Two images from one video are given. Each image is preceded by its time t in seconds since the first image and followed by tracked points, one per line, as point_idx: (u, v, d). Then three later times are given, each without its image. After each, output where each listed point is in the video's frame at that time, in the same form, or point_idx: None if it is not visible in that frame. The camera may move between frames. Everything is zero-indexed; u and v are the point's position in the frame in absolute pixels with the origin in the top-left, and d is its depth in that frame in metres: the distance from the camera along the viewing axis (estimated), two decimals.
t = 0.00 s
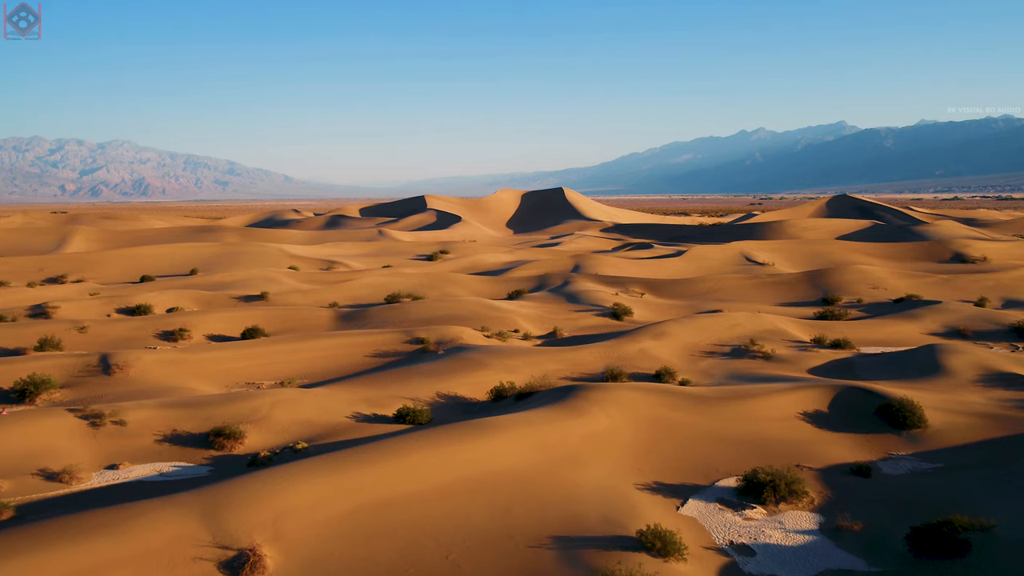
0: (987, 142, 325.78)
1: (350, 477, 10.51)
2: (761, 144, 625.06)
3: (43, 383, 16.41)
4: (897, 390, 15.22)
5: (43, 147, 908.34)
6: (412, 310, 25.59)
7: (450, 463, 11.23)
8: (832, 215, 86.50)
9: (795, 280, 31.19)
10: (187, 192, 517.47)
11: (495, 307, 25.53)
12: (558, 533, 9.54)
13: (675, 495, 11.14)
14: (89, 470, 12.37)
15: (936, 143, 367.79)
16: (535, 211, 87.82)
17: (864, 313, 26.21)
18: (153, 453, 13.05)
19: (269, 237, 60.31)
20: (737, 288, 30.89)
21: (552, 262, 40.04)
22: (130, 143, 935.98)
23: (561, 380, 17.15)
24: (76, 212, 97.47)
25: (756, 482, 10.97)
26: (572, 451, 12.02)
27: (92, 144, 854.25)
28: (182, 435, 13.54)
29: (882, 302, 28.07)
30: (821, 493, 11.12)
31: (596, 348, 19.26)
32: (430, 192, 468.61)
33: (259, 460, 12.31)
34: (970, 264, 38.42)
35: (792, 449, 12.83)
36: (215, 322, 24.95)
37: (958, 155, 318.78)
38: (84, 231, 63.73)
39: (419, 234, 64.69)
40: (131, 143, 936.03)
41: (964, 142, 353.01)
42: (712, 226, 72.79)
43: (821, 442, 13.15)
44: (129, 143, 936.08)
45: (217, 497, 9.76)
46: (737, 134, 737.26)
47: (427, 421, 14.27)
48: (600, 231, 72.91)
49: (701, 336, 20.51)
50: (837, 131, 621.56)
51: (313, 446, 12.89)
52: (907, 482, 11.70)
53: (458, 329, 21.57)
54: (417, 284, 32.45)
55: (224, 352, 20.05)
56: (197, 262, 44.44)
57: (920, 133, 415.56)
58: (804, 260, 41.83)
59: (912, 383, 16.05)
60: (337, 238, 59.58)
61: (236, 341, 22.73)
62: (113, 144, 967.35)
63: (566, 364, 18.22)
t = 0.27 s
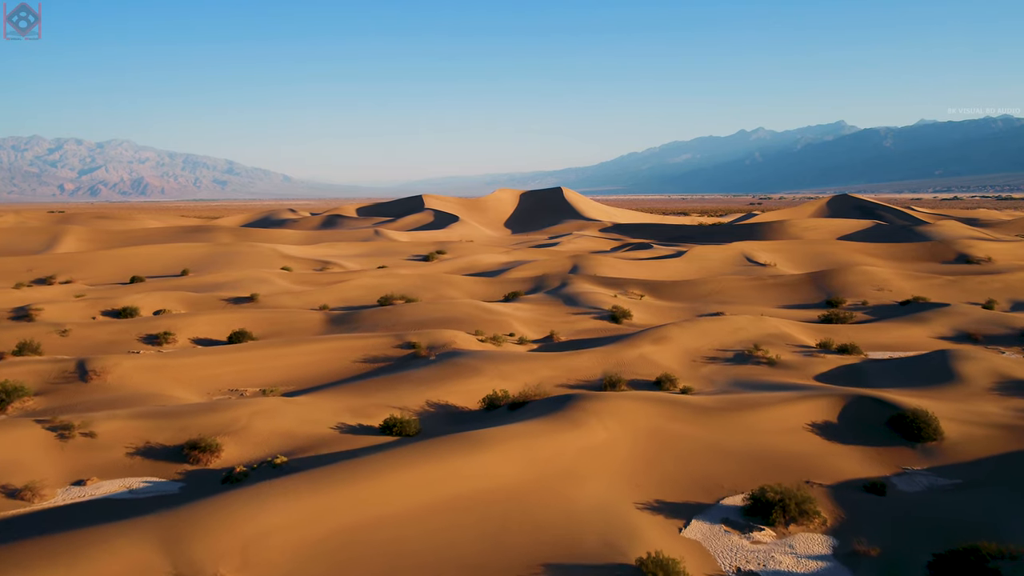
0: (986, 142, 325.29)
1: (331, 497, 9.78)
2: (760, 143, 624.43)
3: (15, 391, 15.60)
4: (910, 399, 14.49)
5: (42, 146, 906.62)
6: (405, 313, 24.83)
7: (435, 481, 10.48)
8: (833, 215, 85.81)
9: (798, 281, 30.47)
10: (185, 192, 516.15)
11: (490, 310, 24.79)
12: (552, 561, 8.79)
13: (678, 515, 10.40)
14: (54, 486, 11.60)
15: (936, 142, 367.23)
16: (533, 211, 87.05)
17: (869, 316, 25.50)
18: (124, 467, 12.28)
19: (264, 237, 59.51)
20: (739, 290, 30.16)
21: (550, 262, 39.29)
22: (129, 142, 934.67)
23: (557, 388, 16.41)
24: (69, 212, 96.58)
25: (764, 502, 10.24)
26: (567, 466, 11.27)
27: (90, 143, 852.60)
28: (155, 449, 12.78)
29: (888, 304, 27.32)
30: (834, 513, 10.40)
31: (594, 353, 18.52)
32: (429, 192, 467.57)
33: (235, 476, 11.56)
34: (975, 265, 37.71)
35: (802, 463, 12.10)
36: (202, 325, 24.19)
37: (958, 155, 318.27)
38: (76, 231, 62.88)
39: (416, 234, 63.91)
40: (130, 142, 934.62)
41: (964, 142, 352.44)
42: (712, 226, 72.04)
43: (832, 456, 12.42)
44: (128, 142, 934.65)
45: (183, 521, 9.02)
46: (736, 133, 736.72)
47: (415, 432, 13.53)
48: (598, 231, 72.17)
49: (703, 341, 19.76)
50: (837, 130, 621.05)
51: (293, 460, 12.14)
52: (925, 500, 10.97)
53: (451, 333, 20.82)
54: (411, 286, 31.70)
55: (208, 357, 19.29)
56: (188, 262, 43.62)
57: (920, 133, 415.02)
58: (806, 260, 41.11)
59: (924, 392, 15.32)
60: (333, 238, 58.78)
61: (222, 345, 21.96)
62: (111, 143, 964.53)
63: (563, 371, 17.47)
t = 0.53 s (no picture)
0: (986, 142, 324.86)
1: (310, 521, 9.09)
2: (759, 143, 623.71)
3: None
4: (925, 410, 13.74)
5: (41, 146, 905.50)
6: (397, 316, 24.07)
7: (420, 503, 9.72)
8: (834, 215, 85.14)
9: (802, 283, 29.74)
10: (184, 191, 515.03)
11: (485, 313, 24.04)
12: None
13: (681, 538, 9.66)
14: (15, 504, 10.83)
15: (936, 142, 366.60)
16: (532, 211, 86.32)
17: (876, 319, 24.78)
18: (91, 484, 11.51)
19: (258, 237, 58.69)
20: (740, 292, 29.42)
21: (548, 263, 38.53)
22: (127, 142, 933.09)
23: (554, 396, 15.65)
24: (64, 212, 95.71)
25: (773, 525, 9.50)
26: (562, 485, 10.53)
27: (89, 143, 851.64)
28: (126, 463, 12.02)
29: (894, 307, 26.61)
30: (849, 537, 9.67)
31: (592, 359, 17.77)
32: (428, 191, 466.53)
33: (207, 494, 10.80)
34: (981, 266, 37.02)
35: (812, 480, 11.34)
36: (187, 329, 23.42)
37: (957, 154, 317.70)
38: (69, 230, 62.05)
39: (412, 234, 63.14)
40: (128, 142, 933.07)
41: (964, 141, 351.84)
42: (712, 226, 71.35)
43: (844, 472, 11.67)
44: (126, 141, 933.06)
45: (142, 551, 8.29)
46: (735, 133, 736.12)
47: (402, 446, 12.78)
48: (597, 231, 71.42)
49: (705, 346, 19.01)
50: (836, 130, 620.42)
51: (269, 477, 11.39)
52: (946, 521, 10.22)
53: (444, 338, 20.07)
54: (405, 287, 30.93)
55: (190, 363, 18.53)
56: (180, 262, 42.82)
57: (919, 133, 414.46)
58: (809, 261, 40.39)
59: (939, 403, 14.57)
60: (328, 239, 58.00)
61: (207, 350, 21.20)
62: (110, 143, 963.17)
63: (559, 378, 16.72)
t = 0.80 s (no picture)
0: (986, 142, 324.50)
1: (281, 550, 8.34)
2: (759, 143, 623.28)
3: None
4: (941, 422, 13.00)
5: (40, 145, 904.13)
6: (389, 319, 23.31)
7: (402, 528, 8.97)
8: (834, 215, 84.52)
9: (805, 286, 29.02)
10: (183, 191, 513.91)
11: (480, 316, 23.30)
12: None
13: (686, 566, 8.92)
14: None
15: (936, 142, 366.10)
16: (530, 211, 85.59)
17: (882, 323, 24.06)
18: (53, 502, 10.72)
19: (253, 237, 57.93)
20: (742, 295, 28.70)
21: (545, 264, 37.79)
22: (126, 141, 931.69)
23: (549, 406, 14.91)
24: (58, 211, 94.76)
25: (785, 552, 8.75)
26: (556, 507, 9.79)
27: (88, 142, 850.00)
28: (91, 480, 11.23)
29: (901, 310, 25.92)
30: (867, 566, 8.92)
31: (590, 366, 17.02)
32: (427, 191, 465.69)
33: (176, 515, 10.04)
34: (986, 267, 36.36)
35: (825, 499, 10.61)
36: (172, 333, 22.65)
37: (957, 155, 317.28)
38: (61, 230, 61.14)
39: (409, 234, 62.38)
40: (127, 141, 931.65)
41: (964, 141, 351.38)
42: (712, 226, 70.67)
43: (858, 490, 10.94)
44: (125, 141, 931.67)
45: None
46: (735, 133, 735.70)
47: (387, 460, 12.03)
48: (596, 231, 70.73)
49: (707, 352, 18.28)
50: (836, 130, 620.08)
51: (244, 496, 10.65)
52: (970, 546, 9.48)
53: (437, 342, 19.33)
54: (399, 289, 30.17)
55: (171, 370, 17.76)
56: (171, 263, 42.01)
57: (919, 133, 414.03)
58: (811, 262, 39.72)
59: (955, 414, 13.84)
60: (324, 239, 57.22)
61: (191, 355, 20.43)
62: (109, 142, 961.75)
63: (555, 386, 15.99)
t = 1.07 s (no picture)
0: (986, 142, 323.88)
1: None
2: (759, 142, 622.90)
3: None
4: (959, 435, 12.25)
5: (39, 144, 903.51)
6: (381, 323, 22.55)
7: (379, 557, 8.21)
8: (836, 215, 83.78)
9: (810, 287, 28.27)
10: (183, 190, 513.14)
11: (475, 320, 22.55)
12: None
13: None
14: None
15: (936, 142, 365.42)
16: (529, 211, 84.84)
17: (890, 327, 23.31)
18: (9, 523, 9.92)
19: (247, 237, 57.24)
20: (745, 297, 27.95)
21: (543, 265, 37.02)
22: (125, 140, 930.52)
23: (544, 418, 14.16)
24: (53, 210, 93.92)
25: None
26: (549, 532, 9.03)
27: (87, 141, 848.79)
28: (52, 499, 10.45)
29: (908, 313, 25.17)
30: None
31: (587, 373, 16.26)
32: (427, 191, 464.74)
33: (139, 539, 9.28)
34: (993, 269, 35.61)
35: (839, 522, 9.86)
36: (156, 337, 21.90)
37: (957, 154, 316.64)
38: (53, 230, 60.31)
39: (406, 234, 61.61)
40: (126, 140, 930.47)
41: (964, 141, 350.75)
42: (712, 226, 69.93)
43: (874, 511, 10.20)
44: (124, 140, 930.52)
45: None
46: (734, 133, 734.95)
47: (369, 478, 11.29)
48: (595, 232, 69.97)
49: (710, 358, 17.53)
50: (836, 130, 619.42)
51: (213, 519, 9.90)
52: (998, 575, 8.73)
53: (428, 348, 18.57)
54: (392, 291, 29.42)
55: (151, 377, 17.00)
56: (162, 263, 41.23)
57: (919, 132, 413.43)
58: (814, 263, 38.97)
59: (972, 426, 13.09)
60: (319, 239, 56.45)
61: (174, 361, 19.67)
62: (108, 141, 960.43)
63: (550, 395, 15.24)
